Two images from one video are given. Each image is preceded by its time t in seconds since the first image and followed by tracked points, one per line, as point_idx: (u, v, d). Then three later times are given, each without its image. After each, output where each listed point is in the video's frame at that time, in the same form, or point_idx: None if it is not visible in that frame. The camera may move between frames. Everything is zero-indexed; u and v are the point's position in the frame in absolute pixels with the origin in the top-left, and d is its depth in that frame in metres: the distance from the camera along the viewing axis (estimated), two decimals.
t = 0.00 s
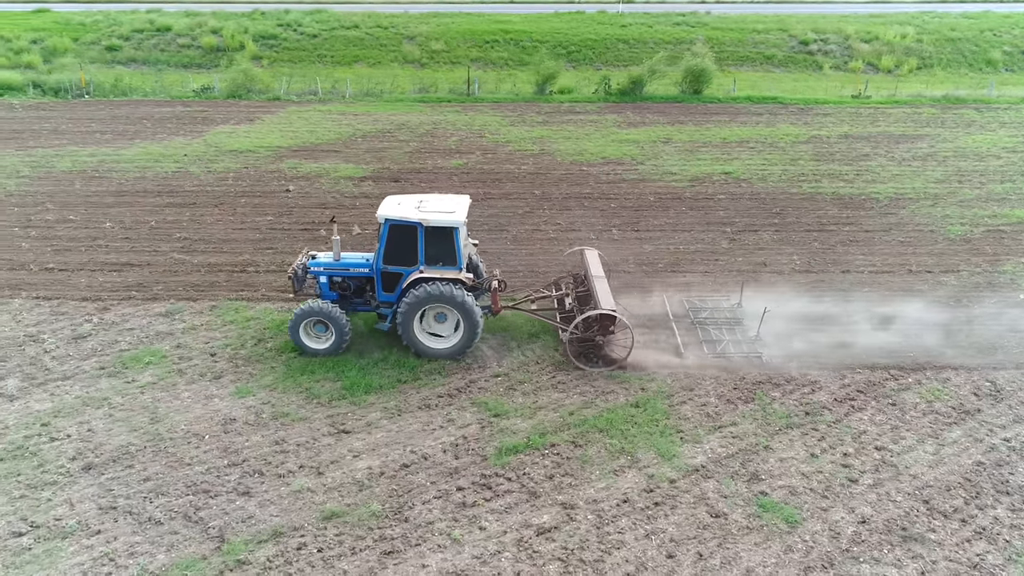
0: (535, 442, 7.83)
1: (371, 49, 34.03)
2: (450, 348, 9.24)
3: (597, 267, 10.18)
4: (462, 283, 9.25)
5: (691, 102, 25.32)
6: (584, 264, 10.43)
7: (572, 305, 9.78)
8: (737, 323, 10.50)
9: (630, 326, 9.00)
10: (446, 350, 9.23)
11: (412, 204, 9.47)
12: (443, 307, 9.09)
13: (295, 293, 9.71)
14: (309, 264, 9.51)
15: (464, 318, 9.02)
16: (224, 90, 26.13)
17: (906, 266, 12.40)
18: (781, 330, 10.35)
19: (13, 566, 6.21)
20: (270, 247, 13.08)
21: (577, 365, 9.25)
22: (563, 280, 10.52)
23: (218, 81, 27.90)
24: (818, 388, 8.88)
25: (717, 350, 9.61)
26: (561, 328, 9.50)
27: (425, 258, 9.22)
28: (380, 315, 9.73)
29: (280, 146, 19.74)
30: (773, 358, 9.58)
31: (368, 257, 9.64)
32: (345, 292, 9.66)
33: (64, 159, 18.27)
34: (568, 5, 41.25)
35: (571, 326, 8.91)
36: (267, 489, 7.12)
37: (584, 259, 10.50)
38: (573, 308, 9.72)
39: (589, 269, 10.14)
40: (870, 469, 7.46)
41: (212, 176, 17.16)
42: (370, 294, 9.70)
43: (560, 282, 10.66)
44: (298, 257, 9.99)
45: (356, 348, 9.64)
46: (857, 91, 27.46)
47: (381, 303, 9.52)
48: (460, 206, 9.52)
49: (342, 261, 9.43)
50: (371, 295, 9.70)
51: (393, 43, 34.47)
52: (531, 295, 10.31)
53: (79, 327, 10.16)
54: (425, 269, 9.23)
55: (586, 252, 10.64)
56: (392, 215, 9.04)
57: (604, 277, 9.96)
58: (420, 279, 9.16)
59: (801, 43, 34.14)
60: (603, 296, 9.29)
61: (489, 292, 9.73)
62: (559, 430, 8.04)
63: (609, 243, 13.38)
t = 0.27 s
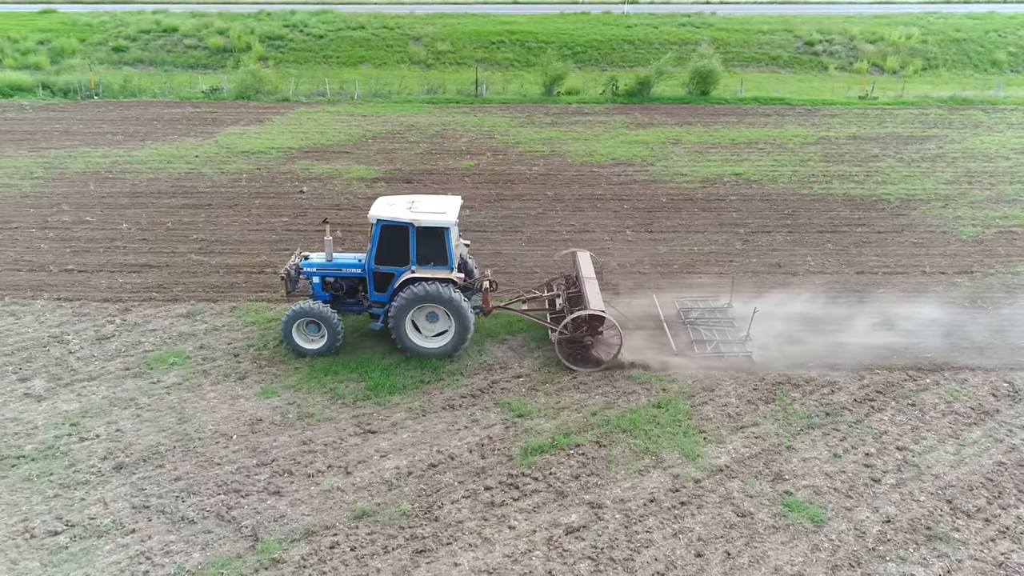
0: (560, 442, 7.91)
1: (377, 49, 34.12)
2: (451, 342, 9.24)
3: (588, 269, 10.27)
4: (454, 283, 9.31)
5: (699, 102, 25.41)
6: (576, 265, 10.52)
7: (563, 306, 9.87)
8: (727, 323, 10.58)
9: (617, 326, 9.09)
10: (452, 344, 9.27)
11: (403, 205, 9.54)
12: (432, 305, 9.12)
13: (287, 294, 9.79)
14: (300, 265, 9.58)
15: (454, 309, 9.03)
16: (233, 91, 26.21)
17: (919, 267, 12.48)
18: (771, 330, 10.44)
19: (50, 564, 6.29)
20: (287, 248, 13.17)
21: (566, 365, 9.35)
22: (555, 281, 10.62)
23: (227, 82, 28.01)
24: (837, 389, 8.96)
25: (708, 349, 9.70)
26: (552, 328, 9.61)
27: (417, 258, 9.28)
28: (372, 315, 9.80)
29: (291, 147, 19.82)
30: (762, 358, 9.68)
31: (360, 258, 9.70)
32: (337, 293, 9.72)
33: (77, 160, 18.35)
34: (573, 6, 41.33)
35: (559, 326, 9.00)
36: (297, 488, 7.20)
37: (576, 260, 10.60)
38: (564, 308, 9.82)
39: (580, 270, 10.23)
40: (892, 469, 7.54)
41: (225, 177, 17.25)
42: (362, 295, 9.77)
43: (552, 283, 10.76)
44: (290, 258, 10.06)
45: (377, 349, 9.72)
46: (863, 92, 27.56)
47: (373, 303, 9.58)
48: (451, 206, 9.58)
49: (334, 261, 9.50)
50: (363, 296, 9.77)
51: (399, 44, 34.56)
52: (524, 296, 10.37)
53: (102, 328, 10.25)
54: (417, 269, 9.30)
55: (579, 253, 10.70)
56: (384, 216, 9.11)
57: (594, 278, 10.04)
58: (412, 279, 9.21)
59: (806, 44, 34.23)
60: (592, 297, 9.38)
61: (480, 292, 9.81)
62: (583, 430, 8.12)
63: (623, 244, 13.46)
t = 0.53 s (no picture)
0: (585, 440, 7.98)
1: (383, 50, 34.21)
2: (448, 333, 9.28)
3: (580, 271, 10.40)
4: (443, 282, 9.37)
5: (706, 103, 25.48)
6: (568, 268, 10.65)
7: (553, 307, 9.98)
8: (716, 321, 10.65)
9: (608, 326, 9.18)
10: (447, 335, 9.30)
11: (394, 206, 9.61)
12: (418, 305, 9.19)
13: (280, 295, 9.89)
14: (292, 266, 9.67)
15: (437, 301, 9.08)
16: (241, 91, 26.29)
17: (933, 267, 12.55)
18: (759, 329, 10.51)
19: (87, 561, 6.37)
20: (303, 248, 13.25)
21: (555, 364, 9.45)
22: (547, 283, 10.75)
23: (235, 83, 28.11)
24: (857, 388, 9.04)
25: (699, 347, 9.76)
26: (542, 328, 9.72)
27: (407, 258, 9.34)
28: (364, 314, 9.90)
29: (302, 148, 19.90)
30: (765, 357, 9.74)
31: (351, 258, 9.78)
32: (329, 293, 9.81)
33: (91, 160, 18.44)
34: (577, 7, 41.41)
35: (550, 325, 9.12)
36: (327, 486, 7.27)
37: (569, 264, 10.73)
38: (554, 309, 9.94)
39: (572, 272, 10.35)
40: (915, 467, 7.62)
41: (238, 177, 17.33)
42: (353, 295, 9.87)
43: (544, 286, 10.89)
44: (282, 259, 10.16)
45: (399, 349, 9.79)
46: (869, 93, 27.63)
47: (364, 304, 9.68)
48: (441, 207, 9.64)
49: (325, 263, 9.58)
50: (355, 296, 9.87)
51: (405, 44, 34.64)
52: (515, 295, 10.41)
53: (125, 327, 10.32)
54: (407, 269, 9.36)
55: (572, 256, 10.85)
56: (374, 217, 9.19)
57: (585, 280, 10.16)
58: (402, 279, 9.29)
59: (811, 44, 34.30)
60: (583, 298, 9.51)
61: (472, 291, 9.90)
62: (607, 429, 8.20)
63: (637, 244, 13.54)
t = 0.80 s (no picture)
0: (609, 437, 8.04)
1: (389, 50, 34.27)
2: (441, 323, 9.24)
3: (570, 268, 10.35)
4: (434, 280, 9.42)
5: (714, 103, 25.53)
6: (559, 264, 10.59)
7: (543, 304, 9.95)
8: (706, 320, 10.74)
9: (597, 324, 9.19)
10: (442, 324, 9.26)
11: (385, 204, 9.64)
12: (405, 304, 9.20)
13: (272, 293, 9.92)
14: (284, 264, 9.69)
15: (417, 296, 9.07)
16: (250, 91, 26.35)
17: (947, 266, 12.61)
18: (748, 326, 10.62)
19: (122, 556, 6.43)
20: (319, 248, 13.30)
21: (545, 362, 9.47)
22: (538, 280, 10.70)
23: (243, 83, 28.18)
24: (877, 386, 9.09)
25: (689, 346, 9.85)
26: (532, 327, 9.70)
27: (398, 257, 9.39)
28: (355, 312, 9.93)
29: (313, 147, 19.96)
30: (784, 356, 9.79)
31: (343, 256, 9.82)
32: (321, 291, 9.85)
33: (103, 160, 18.50)
34: (582, 7, 41.46)
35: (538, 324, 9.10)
36: (356, 483, 7.33)
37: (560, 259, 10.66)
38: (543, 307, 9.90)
39: (562, 269, 10.31)
40: (939, 464, 7.67)
41: (251, 177, 17.39)
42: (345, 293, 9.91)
43: (536, 282, 10.83)
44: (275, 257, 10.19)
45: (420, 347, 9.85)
46: (875, 93, 27.69)
47: (356, 301, 9.72)
48: (432, 206, 9.68)
49: (317, 261, 9.62)
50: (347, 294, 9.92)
51: (411, 44, 34.70)
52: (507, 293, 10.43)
53: (147, 326, 10.38)
54: (398, 267, 9.41)
55: (563, 252, 10.79)
56: (365, 215, 9.22)
57: (575, 277, 10.12)
58: (394, 277, 9.34)
59: (816, 44, 34.34)
60: (572, 296, 9.47)
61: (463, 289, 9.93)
62: (631, 426, 8.25)
63: (651, 243, 13.60)
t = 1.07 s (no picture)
0: (634, 434, 8.09)
1: (395, 50, 34.30)
2: (432, 316, 9.26)
3: (561, 266, 10.34)
4: (427, 279, 9.48)
5: (722, 103, 25.58)
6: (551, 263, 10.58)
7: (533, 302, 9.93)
8: (697, 318, 10.74)
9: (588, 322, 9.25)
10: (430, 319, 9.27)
11: (378, 202, 9.69)
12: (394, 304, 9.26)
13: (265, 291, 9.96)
14: (277, 262, 9.73)
15: (404, 295, 9.12)
16: (258, 91, 26.38)
17: (962, 265, 12.66)
18: (744, 325, 10.64)
19: (157, 551, 6.49)
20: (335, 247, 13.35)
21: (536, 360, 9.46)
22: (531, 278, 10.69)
23: (251, 83, 28.23)
24: (897, 383, 9.14)
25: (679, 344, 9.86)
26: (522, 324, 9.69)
27: (390, 255, 9.45)
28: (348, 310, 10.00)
29: (324, 147, 20.00)
30: (801, 355, 9.81)
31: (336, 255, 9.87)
32: (314, 289, 9.90)
33: (116, 159, 18.54)
34: (587, 7, 41.49)
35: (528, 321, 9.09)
36: (385, 479, 7.38)
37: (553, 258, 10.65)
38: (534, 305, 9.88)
39: (554, 267, 10.31)
40: (962, 460, 7.72)
41: (264, 176, 17.44)
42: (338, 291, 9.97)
43: (528, 282, 10.82)
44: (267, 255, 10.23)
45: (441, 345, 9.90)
46: (882, 92, 27.73)
47: (349, 300, 9.79)
48: (424, 204, 9.73)
49: (310, 259, 9.67)
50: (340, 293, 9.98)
51: (417, 44, 34.73)
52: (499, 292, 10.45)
53: (169, 324, 10.43)
54: (390, 265, 9.47)
55: (556, 251, 10.79)
56: (358, 213, 9.26)
57: (567, 275, 10.12)
58: (386, 275, 9.39)
59: (822, 44, 34.37)
60: (562, 294, 9.47)
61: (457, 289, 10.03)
62: (654, 423, 8.30)
63: (665, 242, 13.65)
